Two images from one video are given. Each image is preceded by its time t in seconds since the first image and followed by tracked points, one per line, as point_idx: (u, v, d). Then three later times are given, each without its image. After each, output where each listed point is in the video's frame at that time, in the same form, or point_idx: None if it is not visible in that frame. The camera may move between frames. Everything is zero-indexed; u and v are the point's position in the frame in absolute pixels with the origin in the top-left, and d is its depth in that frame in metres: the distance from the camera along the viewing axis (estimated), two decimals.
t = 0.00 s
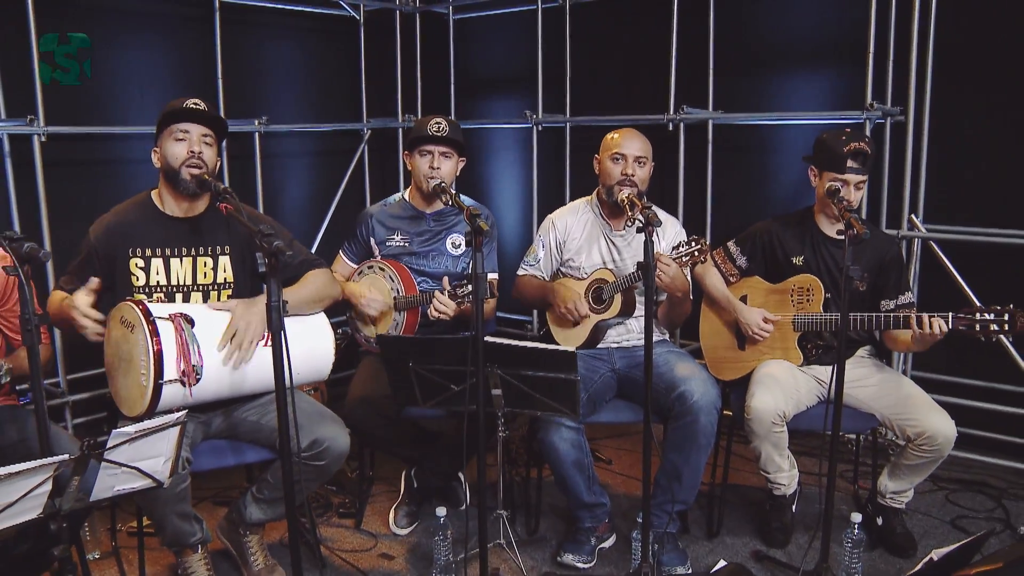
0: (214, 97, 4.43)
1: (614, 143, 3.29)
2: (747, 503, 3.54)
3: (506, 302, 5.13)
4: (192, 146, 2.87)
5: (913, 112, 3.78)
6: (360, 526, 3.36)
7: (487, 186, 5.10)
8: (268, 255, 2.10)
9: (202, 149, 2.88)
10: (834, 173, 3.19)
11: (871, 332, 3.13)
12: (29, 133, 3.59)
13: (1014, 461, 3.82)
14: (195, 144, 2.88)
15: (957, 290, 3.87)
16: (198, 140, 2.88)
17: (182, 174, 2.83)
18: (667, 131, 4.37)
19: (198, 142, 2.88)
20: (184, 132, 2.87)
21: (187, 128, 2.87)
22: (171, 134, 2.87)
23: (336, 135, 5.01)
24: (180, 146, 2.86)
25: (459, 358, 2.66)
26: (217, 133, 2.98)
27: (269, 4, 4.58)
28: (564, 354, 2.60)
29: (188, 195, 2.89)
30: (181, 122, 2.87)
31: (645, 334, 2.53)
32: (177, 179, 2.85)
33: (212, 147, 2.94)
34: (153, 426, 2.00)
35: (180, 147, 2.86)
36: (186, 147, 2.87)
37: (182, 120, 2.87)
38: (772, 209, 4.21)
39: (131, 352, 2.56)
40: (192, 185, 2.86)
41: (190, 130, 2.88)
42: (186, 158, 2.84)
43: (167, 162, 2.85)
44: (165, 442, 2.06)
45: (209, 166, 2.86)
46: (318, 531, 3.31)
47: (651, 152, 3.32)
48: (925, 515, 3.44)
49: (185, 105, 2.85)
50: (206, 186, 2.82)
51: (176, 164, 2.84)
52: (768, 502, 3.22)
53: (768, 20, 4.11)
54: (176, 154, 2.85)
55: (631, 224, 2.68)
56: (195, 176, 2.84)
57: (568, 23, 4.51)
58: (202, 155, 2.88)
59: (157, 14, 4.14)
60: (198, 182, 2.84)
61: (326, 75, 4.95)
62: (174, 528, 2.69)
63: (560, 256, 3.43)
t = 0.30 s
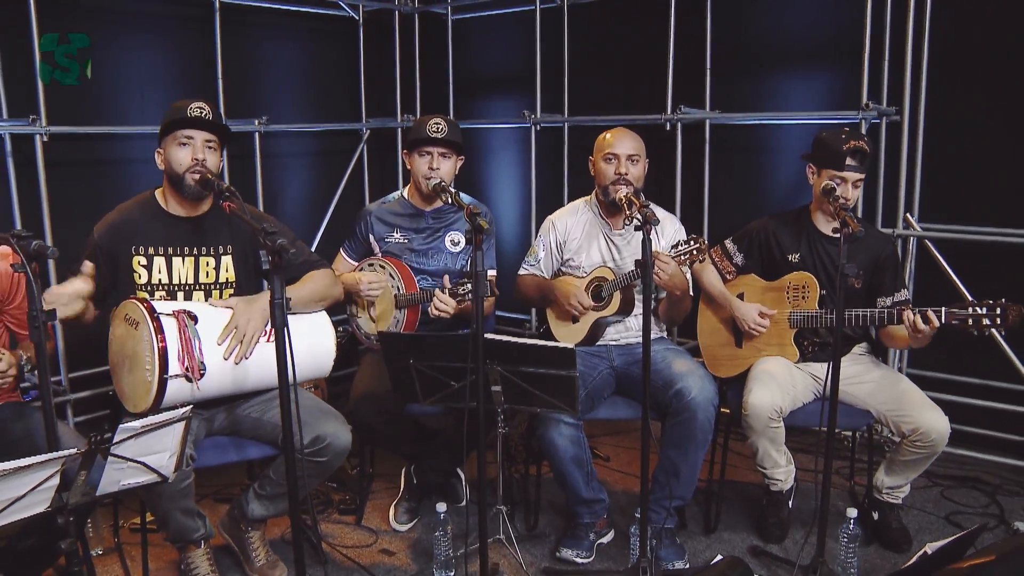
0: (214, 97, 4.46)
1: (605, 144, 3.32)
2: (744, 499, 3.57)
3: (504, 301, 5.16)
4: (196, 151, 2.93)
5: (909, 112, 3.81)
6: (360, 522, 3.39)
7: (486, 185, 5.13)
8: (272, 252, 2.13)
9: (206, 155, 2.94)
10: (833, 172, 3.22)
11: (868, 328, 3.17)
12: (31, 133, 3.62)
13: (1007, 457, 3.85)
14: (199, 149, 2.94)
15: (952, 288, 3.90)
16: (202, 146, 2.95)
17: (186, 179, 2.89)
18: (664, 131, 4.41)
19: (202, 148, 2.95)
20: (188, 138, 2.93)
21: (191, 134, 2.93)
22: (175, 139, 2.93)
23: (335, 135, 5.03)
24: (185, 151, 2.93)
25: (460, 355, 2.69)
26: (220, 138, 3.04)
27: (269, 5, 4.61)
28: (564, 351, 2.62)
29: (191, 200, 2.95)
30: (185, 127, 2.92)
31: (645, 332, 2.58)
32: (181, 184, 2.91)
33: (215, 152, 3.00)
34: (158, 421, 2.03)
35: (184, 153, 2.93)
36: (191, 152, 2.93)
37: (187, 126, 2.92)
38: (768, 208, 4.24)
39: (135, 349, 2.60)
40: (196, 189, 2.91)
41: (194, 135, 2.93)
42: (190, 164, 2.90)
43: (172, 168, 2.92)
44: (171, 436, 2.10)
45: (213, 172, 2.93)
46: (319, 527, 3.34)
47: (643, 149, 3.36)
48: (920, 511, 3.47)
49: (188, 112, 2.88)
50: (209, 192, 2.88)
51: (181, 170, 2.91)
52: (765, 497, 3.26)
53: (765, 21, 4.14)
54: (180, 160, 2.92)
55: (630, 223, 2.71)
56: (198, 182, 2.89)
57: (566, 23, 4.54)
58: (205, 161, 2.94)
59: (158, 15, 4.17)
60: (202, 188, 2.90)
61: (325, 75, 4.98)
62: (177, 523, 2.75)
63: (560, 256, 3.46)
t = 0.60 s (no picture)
0: (213, 98, 4.49)
1: (604, 143, 3.35)
2: (741, 495, 3.60)
3: (503, 300, 5.18)
4: (196, 149, 2.96)
5: (904, 112, 3.84)
6: (361, 519, 3.42)
7: (484, 185, 5.16)
8: (275, 250, 2.17)
9: (206, 153, 2.96)
10: (807, 159, 3.30)
11: (863, 328, 3.21)
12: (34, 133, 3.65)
13: (1003, 454, 3.88)
14: (199, 147, 2.96)
15: (947, 287, 3.93)
16: (202, 143, 2.97)
17: (186, 178, 2.92)
18: (662, 130, 4.44)
19: (202, 146, 2.97)
20: (189, 136, 2.95)
21: (191, 132, 2.96)
22: (176, 138, 2.95)
23: (335, 135, 5.06)
24: (185, 149, 2.95)
25: (460, 352, 2.72)
26: (220, 136, 3.06)
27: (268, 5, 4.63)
28: (562, 348, 2.64)
29: (192, 198, 2.98)
30: (186, 126, 2.95)
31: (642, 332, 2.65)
32: (182, 182, 2.94)
33: (215, 150, 3.03)
34: (161, 417, 2.12)
35: (185, 151, 2.95)
36: (191, 150, 2.96)
37: (187, 125, 2.95)
38: (765, 207, 4.27)
39: (139, 348, 2.64)
40: (197, 188, 2.95)
41: (194, 133, 2.96)
42: (190, 162, 2.93)
43: (172, 165, 2.94)
44: (176, 432, 2.18)
45: (213, 170, 2.95)
46: (320, 524, 3.37)
47: (641, 150, 3.38)
48: (916, 507, 3.50)
49: (188, 111, 2.92)
50: (209, 189, 2.91)
51: (181, 169, 2.93)
52: (762, 493, 3.29)
53: (761, 21, 4.17)
54: (181, 158, 2.94)
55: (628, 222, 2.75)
56: (199, 179, 2.93)
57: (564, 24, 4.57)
58: (205, 159, 2.96)
59: (158, 15, 4.19)
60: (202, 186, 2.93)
61: (324, 75, 5.00)
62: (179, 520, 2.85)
63: (560, 254, 3.49)
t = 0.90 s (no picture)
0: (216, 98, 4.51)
1: (607, 139, 3.38)
2: (740, 492, 3.63)
3: (503, 299, 5.20)
4: (200, 146, 2.99)
5: (902, 112, 3.87)
6: (363, 516, 3.44)
7: (485, 184, 5.18)
8: (280, 248, 2.21)
9: (209, 150, 3.00)
10: (801, 157, 3.33)
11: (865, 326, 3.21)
12: (37, 133, 3.67)
13: (1001, 452, 3.91)
14: (202, 145, 2.99)
15: (945, 285, 3.96)
16: (205, 141, 3.00)
17: (189, 175, 2.95)
18: (661, 130, 4.47)
19: (205, 143, 3.00)
20: (193, 134, 2.99)
21: (195, 130, 2.99)
22: (180, 135, 2.99)
23: (336, 134, 5.08)
24: (188, 147, 2.98)
25: (462, 350, 2.74)
26: (223, 134, 3.09)
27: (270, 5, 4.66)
28: (564, 346, 2.67)
29: (195, 196, 3.01)
30: (190, 123, 2.99)
31: (642, 329, 2.63)
32: (185, 179, 2.97)
33: (219, 148, 3.06)
34: (168, 413, 2.18)
35: (188, 149, 2.98)
36: (195, 147, 2.99)
37: (191, 122, 2.99)
38: (763, 206, 4.30)
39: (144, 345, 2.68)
40: (200, 187, 2.99)
41: (198, 131, 3.00)
42: (193, 159, 2.96)
43: (175, 162, 2.97)
44: (181, 428, 2.26)
45: (216, 167, 2.98)
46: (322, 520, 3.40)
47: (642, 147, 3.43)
48: (914, 504, 3.53)
49: (192, 107, 2.96)
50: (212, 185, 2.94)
51: (184, 165, 2.97)
52: (761, 490, 3.31)
53: (760, 22, 4.20)
54: (184, 155, 2.97)
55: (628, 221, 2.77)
56: (202, 178, 2.97)
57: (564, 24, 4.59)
58: (208, 156, 2.99)
59: (160, 15, 4.22)
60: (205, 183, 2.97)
61: (325, 75, 5.03)
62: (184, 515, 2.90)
63: (560, 253, 3.51)
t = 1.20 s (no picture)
0: (223, 98, 4.55)
1: (614, 142, 3.40)
2: (744, 490, 3.64)
3: (509, 298, 5.23)
4: (209, 150, 3.02)
5: (906, 112, 3.89)
6: (370, 512, 3.47)
7: (490, 183, 5.21)
8: (290, 246, 2.24)
9: (218, 153, 3.03)
10: (806, 161, 3.34)
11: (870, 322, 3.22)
12: (47, 132, 3.71)
13: (1004, 451, 3.92)
14: (211, 148, 3.03)
15: (948, 284, 3.98)
16: (214, 144, 3.04)
17: (199, 177, 2.99)
18: (666, 130, 4.49)
19: (214, 147, 3.04)
20: (202, 137, 3.02)
21: (204, 134, 3.02)
22: (189, 139, 3.02)
23: (342, 134, 5.11)
24: (197, 150, 3.02)
25: (469, 347, 2.77)
26: (232, 136, 3.13)
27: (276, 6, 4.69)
28: (569, 343, 2.70)
29: (204, 197, 3.04)
30: (198, 128, 3.02)
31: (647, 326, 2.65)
32: (195, 182, 3.00)
33: (228, 151, 3.09)
34: (180, 409, 2.24)
35: (198, 152, 3.01)
36: (204, 151, 3.02)
37: (200, 126, 3.02)
38: (767, 206, 4.32)
39: (154, 342, 2.70)
40: (210, 187, 3.01)
41: (206, 135, 3.03)
42: (203, 163, 2.99)
43: (186, 166, 3.01)
44: (192, 424, 2.32)
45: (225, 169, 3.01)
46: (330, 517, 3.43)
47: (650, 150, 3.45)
48: (917, 501, 3.55)
49: (200, 112, 2.98)
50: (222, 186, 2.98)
51: (194, 169, 3.00)
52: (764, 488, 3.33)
53: (764, 22, 4.22)
54: (194, 158, 3.00)
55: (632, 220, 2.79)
56: (211, 179, 2.98)
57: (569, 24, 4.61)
58: (218, 159, 3.03)
59: (168, 16, 4.25)
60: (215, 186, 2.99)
61: (332, 75, 5.06)
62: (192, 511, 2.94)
63: (565, 251, 3.54)
